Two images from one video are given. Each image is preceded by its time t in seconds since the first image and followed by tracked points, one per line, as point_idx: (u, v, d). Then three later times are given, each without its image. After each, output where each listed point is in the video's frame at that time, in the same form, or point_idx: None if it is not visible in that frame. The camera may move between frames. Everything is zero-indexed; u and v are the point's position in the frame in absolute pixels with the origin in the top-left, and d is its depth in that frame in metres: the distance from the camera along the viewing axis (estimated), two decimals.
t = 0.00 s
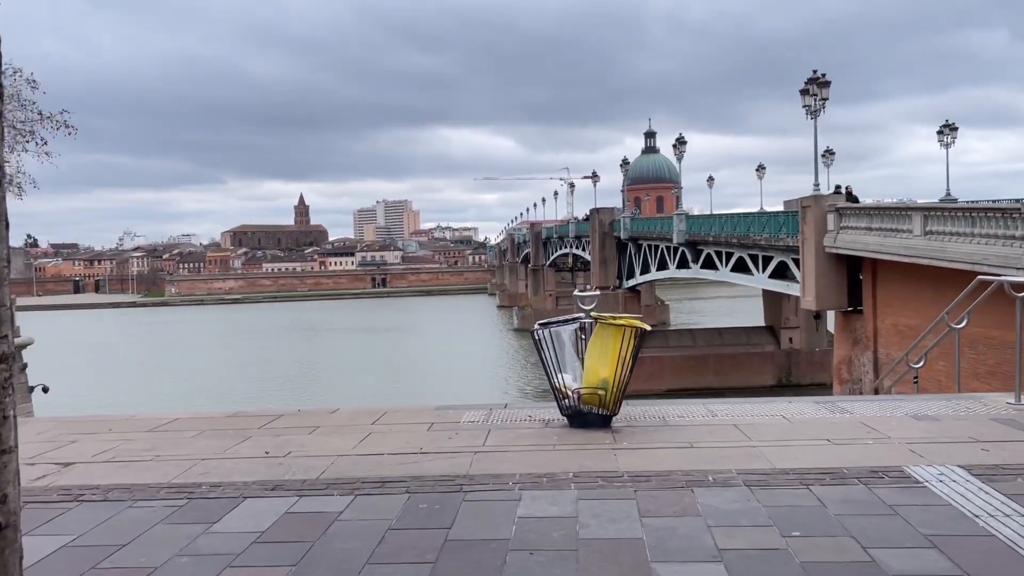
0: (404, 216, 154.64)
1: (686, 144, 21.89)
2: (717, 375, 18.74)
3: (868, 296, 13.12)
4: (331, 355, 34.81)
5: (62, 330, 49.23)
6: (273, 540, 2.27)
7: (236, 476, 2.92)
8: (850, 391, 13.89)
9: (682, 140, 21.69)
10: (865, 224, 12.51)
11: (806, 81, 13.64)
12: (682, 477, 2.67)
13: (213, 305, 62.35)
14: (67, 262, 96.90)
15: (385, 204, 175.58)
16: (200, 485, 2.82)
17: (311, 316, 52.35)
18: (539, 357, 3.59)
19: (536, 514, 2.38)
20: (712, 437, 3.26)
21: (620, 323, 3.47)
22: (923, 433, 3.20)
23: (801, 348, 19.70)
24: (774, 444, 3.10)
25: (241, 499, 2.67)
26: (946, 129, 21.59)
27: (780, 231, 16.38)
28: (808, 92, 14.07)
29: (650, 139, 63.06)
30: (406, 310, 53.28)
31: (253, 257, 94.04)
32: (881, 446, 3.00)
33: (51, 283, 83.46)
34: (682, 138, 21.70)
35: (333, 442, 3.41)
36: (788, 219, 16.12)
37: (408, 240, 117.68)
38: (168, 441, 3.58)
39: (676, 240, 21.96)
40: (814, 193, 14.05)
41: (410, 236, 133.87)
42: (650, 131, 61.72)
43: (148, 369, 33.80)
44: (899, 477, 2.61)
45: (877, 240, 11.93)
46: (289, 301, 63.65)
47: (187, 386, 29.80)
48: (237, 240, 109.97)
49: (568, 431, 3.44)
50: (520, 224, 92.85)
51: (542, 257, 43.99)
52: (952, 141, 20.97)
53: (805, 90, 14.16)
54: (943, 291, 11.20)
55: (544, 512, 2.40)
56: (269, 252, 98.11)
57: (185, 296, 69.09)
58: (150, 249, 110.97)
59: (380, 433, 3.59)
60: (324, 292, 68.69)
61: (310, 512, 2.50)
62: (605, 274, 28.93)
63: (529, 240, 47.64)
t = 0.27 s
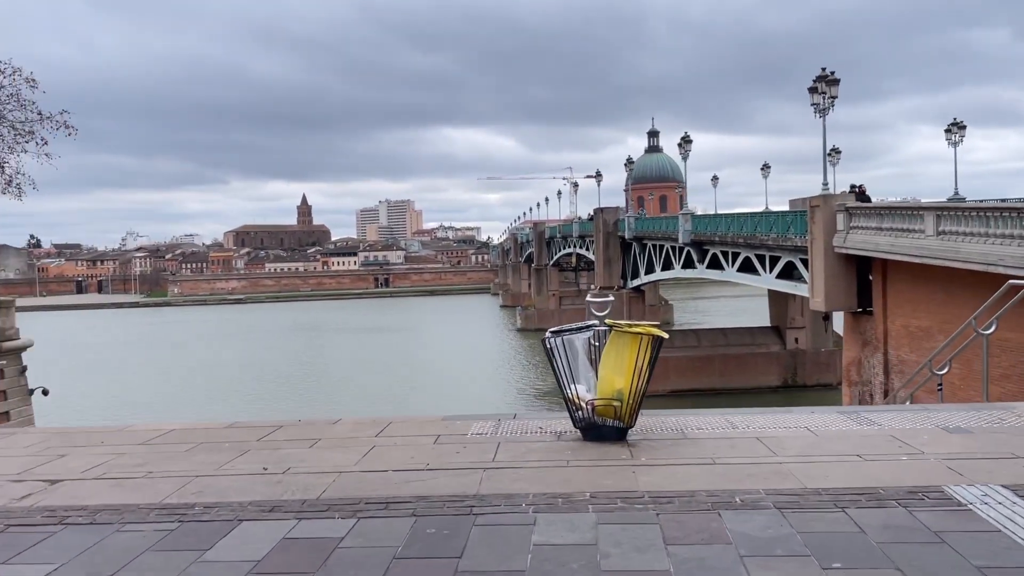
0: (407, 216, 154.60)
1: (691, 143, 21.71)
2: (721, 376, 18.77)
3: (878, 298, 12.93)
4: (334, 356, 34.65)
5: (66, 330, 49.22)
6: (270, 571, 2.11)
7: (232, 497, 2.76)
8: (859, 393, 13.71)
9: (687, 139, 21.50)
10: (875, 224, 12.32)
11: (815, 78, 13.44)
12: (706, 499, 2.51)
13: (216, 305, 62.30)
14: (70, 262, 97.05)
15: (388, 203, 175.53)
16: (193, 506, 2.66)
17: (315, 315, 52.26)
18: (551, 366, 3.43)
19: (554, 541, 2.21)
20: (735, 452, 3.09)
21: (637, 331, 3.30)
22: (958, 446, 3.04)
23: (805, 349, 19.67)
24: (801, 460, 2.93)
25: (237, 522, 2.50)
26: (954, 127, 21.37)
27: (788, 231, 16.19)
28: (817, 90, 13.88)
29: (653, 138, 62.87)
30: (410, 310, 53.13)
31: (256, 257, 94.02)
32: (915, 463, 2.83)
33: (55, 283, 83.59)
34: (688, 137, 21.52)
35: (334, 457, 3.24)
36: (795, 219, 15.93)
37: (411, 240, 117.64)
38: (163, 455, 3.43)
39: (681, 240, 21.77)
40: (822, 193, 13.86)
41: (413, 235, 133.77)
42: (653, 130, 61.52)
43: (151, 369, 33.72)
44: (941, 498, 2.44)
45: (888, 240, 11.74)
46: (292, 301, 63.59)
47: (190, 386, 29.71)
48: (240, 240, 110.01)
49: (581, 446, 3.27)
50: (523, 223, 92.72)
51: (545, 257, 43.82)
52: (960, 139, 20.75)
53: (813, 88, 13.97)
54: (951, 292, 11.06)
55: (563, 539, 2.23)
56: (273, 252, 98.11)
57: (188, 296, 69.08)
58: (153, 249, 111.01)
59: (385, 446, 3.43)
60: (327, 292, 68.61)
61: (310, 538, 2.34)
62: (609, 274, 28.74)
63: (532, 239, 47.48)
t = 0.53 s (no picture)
0: (411, 216, 154.51)
1: (697, 141, 21.51)
2: (726, 375, 18.74)
3: (886, 297, 12.76)
4: (337, 355, 34.47)
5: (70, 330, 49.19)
6: None
7: (221, 505, 2.58)
8: (868, 393, 13.51)
9: (692, 137, 21.30)
10: (886, 222, 12.11)
11: (824, 75, 13.25)
12: (732, 510, 2.33)
13: (220, 305, 62.27)
14: (74, 262, 97.30)
15: (392, 204, 175.61)
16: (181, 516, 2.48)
17: (318, 315, 52.13)
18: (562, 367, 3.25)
19: (570, 557, 2.03)
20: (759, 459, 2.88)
21: (654, 330, 3.11)
22: (996, 453, 2.86)
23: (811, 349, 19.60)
24: (829, 467, 2.75)
25: (224, 537, 2.33)
26: (963, 125, 21.13)
27: (795, 230, 15.99)
28: (825, 86, 13.67)
29: (658, 138, 62.64)
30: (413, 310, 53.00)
31: (260, 257, 94.08)
32: (953, 471, 2.65)
33: (60, 284, 83.93)
34: (693, 135, 21.32)
35: (334, 462, 3.06)
36: (804, 217, 15.72)
37: (414, 240, 117.53)
38: (150, 459, 3.26)
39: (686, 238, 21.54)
40: (831, 190, 13.65)
41: (416, 235, 133.73)
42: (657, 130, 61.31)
43: (153, 369, 33.59)
44: (985, 510, 2.27)
45: (899, 239, 11.55)
46: (295, 300, 63.55)
47: (192, 385, 29.56)
48: (244, 240, 109.98)
49: (594, 452, 3.08)
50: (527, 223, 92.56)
51: (549, 257, 43.63)
52: (968, 138, 20.52)
53: (822, 85, 13.77)
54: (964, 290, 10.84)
55: (579, 555, 2.05)
56: (276, 252, 98.14)
57: (191, 296, 69.12)
58: (157, 250, 111.15)
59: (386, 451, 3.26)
60: (330, 292, 68.49)
61: (304, 552, 2.16)
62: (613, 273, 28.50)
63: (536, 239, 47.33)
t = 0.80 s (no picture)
0: (416, 216, 154.43)
1: (704, 141, 21.33)
2: (732, 377, 18.88)
3: (898, 300, 12.53)
4: (341, 355, 34.31)
5: (74, 330, 49.19)
6: None
7: (214, 532, 2.42)
8: (879, 398, 13.30)
9: (699, 137, 21.12)
10: (897, 224, 11.91)
11: (835, 74, 13.06)
12: (764, 541, 2.15)
13: (224, 305, 62.27)
14: (79, 261, 97.50)
15: (397, 203, 175.60)
16: (171, 544, 2.32)
17: (322, 315, 52.06)
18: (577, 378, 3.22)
19: None
20: (787, 480, 2.74)
21: (675, 341, 3.12)
22: None
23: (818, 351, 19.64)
24: (864, 489, 2.58)
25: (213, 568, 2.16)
26: (973, 126, 20.92)
27: (805, 231, 15.79)
28: (836, 87, 13.49)
29: (663, 138, 62.46)
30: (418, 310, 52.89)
31: (265, 257, 94.14)
32: (997, 494, 2.49)
33: (65, 283, 84.14)
34: (701, 136, 21.13)
35: (335, 481, 2.90)
36: (813, 219, 15.53)
37: (419, 240, 117.47)
38: (142, 476, 3.10)
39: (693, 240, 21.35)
40: (842, 192, 13.45)
41: (421, 235, 133.73)
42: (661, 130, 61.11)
43: (157, 368, 33.54)
44: None
45: (911, 241, 11.33)
46: (300, 300, 63.55)
47: (195, 385, 29.49)
48: (249, 240, 109.95)
49: (611, 469, 2.90)
50: (531, 223, 92.40)
51: (554, 257, 43.46)
52: (979, 138, 20.33)
53: (833, 84, 13.58)
54: (979, 294, 10.64)
55: None
56: (282, 252, 98.18)
57: (196, 296, 69.16)
58: (163, 249, 111.31)
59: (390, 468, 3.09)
60: (334, 292, 68.38)
61: None
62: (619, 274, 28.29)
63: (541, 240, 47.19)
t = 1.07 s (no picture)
0: (421, 216, 154.36)
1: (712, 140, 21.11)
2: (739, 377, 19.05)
3: (913, 301, 12.29)
4: (345, 355, 34.18)
5: (79, 329, 49.16)
6: None
7: (206, 550, 2.25)
8: (892, 401, 13.06)
9: (708, 136, 20.92)
10: (912, 223, 11.68)
11: (848, 70, 12.86)
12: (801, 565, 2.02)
13: (229, 305, 62.22)
14: (85, 261, 97.70)
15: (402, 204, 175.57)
16: (161, 560, 2.16)
17: (327, 315, 51.97)
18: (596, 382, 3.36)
19: None
20: (825, 487, 2.65)
21: (699, 346, 3.28)
22: None
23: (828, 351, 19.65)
24: (907, 502, 2.47)
25: None
26: (985, 125, 20.68)
27: (816, 231, 15.57)
28: (848, 83, 13.29)
29: (668, 139, 62.29)
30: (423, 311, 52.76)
31: (270, 257, 94.17)
32: None
33: (71, 283, 84.33)
34: (709, 134, 20.92)
35: (339, 491, 2.75)
36: (824, 218, 15.30)
37: (424, 241, 117.36)
38: (133, 485, 2.94)
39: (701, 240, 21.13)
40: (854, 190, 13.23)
41: (426, 236, 133.62)
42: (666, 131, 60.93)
43: (160, 368, 33.49)
44: None
45: (927, 240, 11.08)
46: (304, 301, 63.48)
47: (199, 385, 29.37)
48: (254, 240, 110.04)
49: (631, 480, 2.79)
50: (536, 224, 92.27)
51: (559, 258, 43.25)
52: (991, 138, 20.09)
53: (845, 81, 13.38)
54: (997, 294, 10.42)
55: None
56: (287, 252, 98.17)
57: (202, 295, 69.16)
58: (168, 249, 111.45)
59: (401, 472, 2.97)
60: (339, 292, 68.30)
61: None
62: (625, 274, 28.00)
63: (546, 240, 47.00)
